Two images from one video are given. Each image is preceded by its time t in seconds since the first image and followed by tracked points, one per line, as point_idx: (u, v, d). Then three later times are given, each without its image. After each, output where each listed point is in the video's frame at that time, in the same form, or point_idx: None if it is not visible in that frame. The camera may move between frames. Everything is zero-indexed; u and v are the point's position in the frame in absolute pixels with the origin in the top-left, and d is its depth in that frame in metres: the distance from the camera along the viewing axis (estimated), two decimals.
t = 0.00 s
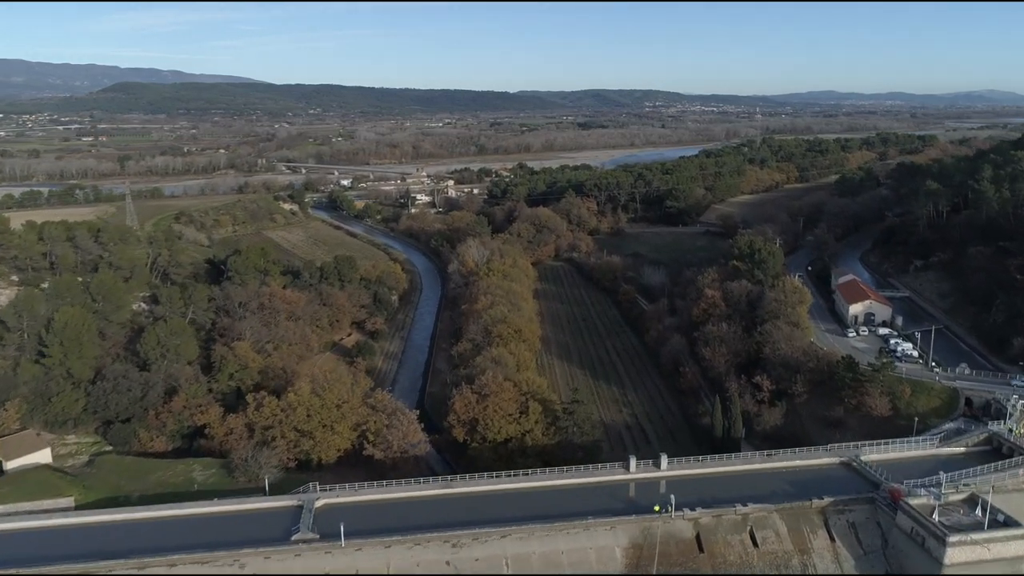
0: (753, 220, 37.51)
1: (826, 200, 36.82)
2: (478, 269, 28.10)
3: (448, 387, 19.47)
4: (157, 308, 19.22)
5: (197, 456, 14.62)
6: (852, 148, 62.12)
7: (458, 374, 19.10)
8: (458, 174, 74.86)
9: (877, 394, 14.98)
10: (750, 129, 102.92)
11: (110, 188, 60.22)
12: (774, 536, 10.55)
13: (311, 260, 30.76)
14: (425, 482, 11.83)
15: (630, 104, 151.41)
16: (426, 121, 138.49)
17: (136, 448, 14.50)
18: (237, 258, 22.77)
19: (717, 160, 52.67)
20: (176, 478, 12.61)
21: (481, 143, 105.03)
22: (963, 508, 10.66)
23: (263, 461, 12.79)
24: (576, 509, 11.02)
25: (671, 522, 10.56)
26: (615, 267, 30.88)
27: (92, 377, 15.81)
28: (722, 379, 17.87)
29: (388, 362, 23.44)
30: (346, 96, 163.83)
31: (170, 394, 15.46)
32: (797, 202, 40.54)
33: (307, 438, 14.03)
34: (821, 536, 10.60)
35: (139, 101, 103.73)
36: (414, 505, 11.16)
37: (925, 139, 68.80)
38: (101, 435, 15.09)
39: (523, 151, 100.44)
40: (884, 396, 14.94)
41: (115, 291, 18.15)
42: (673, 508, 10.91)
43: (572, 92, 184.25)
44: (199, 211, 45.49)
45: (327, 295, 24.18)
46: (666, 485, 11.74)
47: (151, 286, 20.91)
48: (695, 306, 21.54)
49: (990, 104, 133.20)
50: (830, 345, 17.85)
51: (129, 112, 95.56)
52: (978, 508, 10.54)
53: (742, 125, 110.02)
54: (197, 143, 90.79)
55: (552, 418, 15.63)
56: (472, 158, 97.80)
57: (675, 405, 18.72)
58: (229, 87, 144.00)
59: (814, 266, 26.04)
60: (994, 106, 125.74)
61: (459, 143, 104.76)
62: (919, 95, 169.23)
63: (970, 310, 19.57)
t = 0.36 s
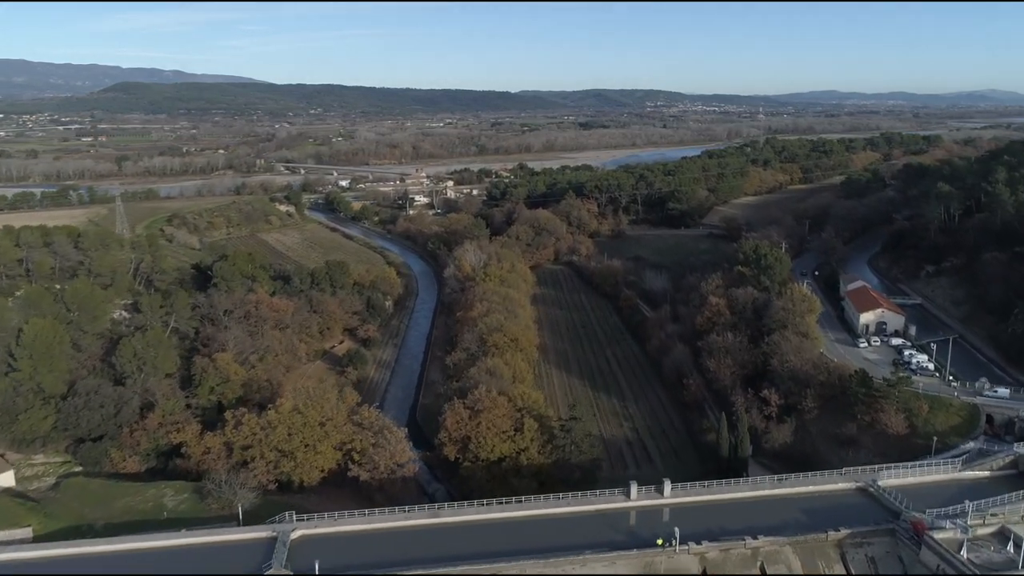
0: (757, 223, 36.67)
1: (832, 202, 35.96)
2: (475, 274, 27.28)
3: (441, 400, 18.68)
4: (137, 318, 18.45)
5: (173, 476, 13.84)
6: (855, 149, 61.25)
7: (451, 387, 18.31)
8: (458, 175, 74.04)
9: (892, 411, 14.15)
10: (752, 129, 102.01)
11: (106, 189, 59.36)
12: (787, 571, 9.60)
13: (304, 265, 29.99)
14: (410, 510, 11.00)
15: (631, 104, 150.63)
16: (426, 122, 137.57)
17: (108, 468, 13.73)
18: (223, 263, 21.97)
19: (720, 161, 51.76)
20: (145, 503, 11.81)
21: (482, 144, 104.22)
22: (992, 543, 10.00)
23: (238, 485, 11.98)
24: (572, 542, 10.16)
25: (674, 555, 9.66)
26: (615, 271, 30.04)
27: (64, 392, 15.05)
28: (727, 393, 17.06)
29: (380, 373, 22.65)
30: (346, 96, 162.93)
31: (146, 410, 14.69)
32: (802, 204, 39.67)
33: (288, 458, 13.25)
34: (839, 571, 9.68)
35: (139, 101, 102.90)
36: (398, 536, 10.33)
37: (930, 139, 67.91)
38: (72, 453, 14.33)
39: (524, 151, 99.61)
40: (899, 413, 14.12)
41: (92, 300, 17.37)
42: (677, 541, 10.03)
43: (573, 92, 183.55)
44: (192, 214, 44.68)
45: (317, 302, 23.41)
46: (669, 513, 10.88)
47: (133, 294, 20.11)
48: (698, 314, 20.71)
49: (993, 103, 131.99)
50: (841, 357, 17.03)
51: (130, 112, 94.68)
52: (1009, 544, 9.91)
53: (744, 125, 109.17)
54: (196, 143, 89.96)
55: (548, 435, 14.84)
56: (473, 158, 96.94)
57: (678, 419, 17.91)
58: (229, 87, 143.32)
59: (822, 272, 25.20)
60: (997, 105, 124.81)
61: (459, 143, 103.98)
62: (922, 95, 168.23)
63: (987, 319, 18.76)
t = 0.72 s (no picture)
0: (761, 226, 35.82)
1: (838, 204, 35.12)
2: (471, 280, 26.46)
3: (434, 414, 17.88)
4: (115, 327, 17.65)
5: (145, 499, 13.04)
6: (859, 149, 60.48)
7: (443, 401, 17.50)
8: (457, 175, 73.26)
9: (910, 430, 13.33)
10: (754, 129, 101.19)
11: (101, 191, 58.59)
12: None
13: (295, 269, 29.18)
14: (393, 543, 10.16)
15: (632, 104, 149.93)
16: (427, 122, 136.89)
17: (77, 491, 12.97)
18: (208, 268, 21.17)
19: (723, 162, 50.93)
20: (109, 533, 11.05)
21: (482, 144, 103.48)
22: None
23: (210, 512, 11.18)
24: None
25: None
26: (616, 276, 29.18)
27: (33, 409, 14.28)
28: (733, 407, 16.23)
29: (372, 383, 21.84)
30: (346, 96, 162.20)
31: (119, 428, 13.92)
32: (806, 207, 38.83)
33: (268, 482, 12.44)
34: None
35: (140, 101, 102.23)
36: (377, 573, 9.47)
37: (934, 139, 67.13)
38: (40, 475, 13.56)
39: (524, 151, 98.82)
40: (917, 432, 13.30)
41: (66, 310, 16.59)
42: None
43: (573, 92, 183.14)
44: (185, 216, 43.83)
45: (307, 309, 22.60)
46: (673, 547, 10.03)
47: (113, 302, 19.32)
48: (702, 323, 19.89)
49: (995, 103, 131.08)
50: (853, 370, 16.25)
51: (131, 112, 94.00)
52: None
53: (746, 125, 108.38)
54: (195, 143, 89.42)
55: (544, 455, 14.01)
56: (473, 158, 96.22)
57: (681, 433, 17.08)
58: (229, 87, 142.68)
59: (830, 277, 24.33)
60: (1000, 105, 124.00)
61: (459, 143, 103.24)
62: (924, 95, 167.46)
63: (1005, 329, 17.92)
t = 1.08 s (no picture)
0: (766, 230, 34.96)
1: (845, 206, 34.28)
2: (467, 286, 25.64)
3: (426, 433, 17.04)
4: (91, 339, 16.87)
5: (112, 526, 12.24)
6: (862, 150, 59.69)
7: (434, 417, 16.68)
8: (457, 176, 72.48)
9: (929, 452, 12.50)
10: (757, 130, 100.43)
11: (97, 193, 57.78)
12: None
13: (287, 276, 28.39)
14: None
15: (633, 104, 149.22)
16: (427, 122, 136.13)
17: (40, 518, 12.22)
18: (192, 275, 20.41)
19: (725, 163, 50.05)
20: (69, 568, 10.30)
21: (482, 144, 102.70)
22: None
23: (176, 546, 10.40)
24: None
25: None
26: (617, 282, 28.35)
27: None
28: (740, 424, 15.37)
29: (363, 395, 21.01)
30: (347, 97, 161.48)
31: (88, 449, 13.18)
32: (811, 210, 38.00)
33: (242, 508, 11.61)
34: None
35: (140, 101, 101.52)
36: None
37: (938, 140, 66.34)
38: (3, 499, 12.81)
39: (525, 151, 98.03)
40: (938, 454, 12.45)
41: (37, 323, 15.83)
42: None
43: (574, 92, 182.46)
44: (177, 219, 42.97)
45: (295, 317, 21.81)
46: None
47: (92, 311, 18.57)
48: (706, 333, 19.06)
49: (996, 103, 130.17)
50: (866, 385, 15.44)
51: (132, 112, 93.31)
52: None
53: (748, 125, 107.63)
54: (194, 143, 88.72)
55: (540, 477, 13.18)
56: (473, 158, 95.52)
57: (684, 450, 16.21)
58: (229, 87, 141.91)
59: (838, 284, 23.48)
60: (1003, 105, 123.26)
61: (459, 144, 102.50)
62: (925, 95, 167.05)
63: None
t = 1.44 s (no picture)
0: (770, 233, 34.16)
1: (851, 209, 33.46)
2: (462, 292, 24.83)
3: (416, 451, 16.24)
4: (64, 351, 16.06)
5: (76, 555, 11.38)
6: (866, 150, 58.81)
7: (425, 434, 15.88)
8: (456, 176, 71.66)
9: (951, 477, 11.69)
10: (758, 130, 99.63)
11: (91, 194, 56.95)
12: None
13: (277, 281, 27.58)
14: None
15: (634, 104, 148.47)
16: (427, 122, 135.27)
17: None
18: (173, 282, 19.60)
19: (727, 164, 49.10)
20: None
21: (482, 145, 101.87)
22: None
23: None
24: None
25: None
26: (617, 287, 27.53)
27: None
28: (746, 443, 14.54)
29: (353, 406, 20.20)
30: (347, 96, 160.59)
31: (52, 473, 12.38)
32: (814, 212, 37.16)
33: (212, 539, 10.74)
34: None
35: (140, 100, 100.58)
36: None
37: (942, 140, 65.46)
38: None
39: (525, 152, 97.18)
40: (960, 479, 11.66)
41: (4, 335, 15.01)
42: None
43: (575, 91, 181.78)
44: (169, 221, 42.13)
45: (282, 325, 21.01)
46: None
47: (68, 322, 17.82)
48: (710, 343, 18.25)
49: (997, 104, 129.56)
50: (882, 402, 14.66)
51: (130, 112, 92.47)
52: None
53: (749, 125, 106.82)
54: (192, 144, 87.96)
55: (533, 502, 12.38)
56: (472, 159, 94.70)
57: (687, 469, 15.39)
58: (228, 86, 141.07)
59: (847, 291, 22.67)
60: (1005, 106, 122.54)
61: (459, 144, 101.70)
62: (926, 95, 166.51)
63: None
